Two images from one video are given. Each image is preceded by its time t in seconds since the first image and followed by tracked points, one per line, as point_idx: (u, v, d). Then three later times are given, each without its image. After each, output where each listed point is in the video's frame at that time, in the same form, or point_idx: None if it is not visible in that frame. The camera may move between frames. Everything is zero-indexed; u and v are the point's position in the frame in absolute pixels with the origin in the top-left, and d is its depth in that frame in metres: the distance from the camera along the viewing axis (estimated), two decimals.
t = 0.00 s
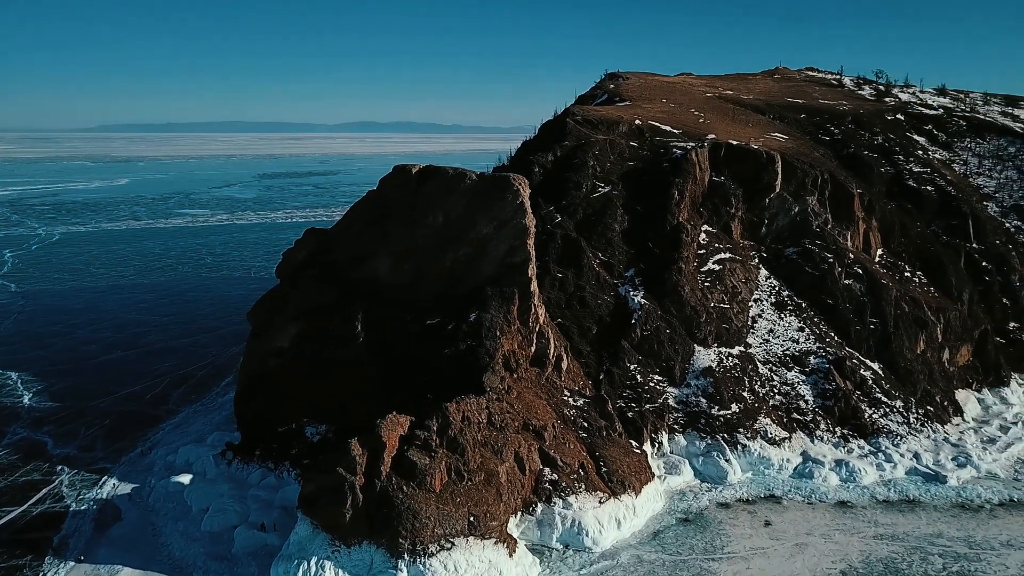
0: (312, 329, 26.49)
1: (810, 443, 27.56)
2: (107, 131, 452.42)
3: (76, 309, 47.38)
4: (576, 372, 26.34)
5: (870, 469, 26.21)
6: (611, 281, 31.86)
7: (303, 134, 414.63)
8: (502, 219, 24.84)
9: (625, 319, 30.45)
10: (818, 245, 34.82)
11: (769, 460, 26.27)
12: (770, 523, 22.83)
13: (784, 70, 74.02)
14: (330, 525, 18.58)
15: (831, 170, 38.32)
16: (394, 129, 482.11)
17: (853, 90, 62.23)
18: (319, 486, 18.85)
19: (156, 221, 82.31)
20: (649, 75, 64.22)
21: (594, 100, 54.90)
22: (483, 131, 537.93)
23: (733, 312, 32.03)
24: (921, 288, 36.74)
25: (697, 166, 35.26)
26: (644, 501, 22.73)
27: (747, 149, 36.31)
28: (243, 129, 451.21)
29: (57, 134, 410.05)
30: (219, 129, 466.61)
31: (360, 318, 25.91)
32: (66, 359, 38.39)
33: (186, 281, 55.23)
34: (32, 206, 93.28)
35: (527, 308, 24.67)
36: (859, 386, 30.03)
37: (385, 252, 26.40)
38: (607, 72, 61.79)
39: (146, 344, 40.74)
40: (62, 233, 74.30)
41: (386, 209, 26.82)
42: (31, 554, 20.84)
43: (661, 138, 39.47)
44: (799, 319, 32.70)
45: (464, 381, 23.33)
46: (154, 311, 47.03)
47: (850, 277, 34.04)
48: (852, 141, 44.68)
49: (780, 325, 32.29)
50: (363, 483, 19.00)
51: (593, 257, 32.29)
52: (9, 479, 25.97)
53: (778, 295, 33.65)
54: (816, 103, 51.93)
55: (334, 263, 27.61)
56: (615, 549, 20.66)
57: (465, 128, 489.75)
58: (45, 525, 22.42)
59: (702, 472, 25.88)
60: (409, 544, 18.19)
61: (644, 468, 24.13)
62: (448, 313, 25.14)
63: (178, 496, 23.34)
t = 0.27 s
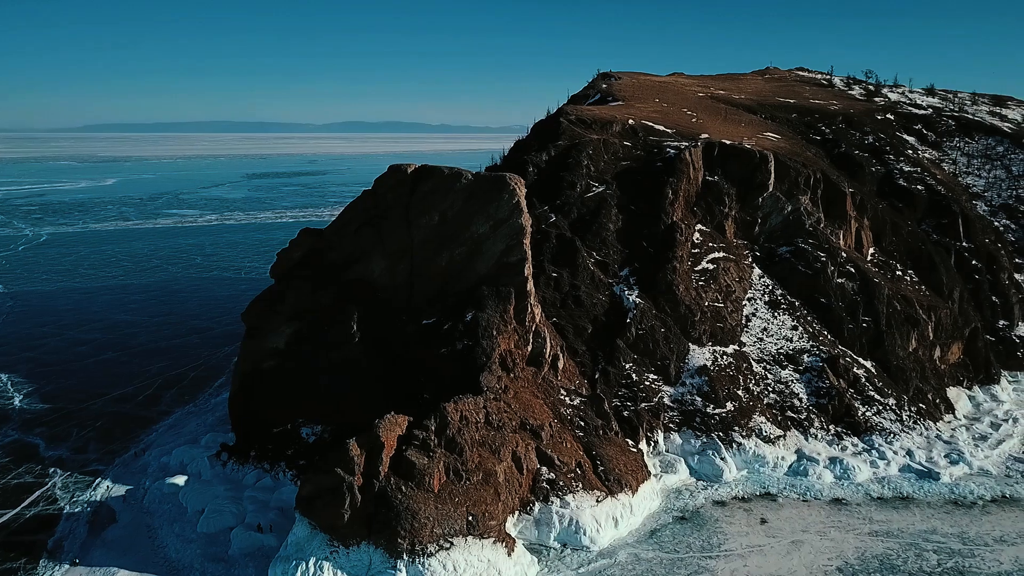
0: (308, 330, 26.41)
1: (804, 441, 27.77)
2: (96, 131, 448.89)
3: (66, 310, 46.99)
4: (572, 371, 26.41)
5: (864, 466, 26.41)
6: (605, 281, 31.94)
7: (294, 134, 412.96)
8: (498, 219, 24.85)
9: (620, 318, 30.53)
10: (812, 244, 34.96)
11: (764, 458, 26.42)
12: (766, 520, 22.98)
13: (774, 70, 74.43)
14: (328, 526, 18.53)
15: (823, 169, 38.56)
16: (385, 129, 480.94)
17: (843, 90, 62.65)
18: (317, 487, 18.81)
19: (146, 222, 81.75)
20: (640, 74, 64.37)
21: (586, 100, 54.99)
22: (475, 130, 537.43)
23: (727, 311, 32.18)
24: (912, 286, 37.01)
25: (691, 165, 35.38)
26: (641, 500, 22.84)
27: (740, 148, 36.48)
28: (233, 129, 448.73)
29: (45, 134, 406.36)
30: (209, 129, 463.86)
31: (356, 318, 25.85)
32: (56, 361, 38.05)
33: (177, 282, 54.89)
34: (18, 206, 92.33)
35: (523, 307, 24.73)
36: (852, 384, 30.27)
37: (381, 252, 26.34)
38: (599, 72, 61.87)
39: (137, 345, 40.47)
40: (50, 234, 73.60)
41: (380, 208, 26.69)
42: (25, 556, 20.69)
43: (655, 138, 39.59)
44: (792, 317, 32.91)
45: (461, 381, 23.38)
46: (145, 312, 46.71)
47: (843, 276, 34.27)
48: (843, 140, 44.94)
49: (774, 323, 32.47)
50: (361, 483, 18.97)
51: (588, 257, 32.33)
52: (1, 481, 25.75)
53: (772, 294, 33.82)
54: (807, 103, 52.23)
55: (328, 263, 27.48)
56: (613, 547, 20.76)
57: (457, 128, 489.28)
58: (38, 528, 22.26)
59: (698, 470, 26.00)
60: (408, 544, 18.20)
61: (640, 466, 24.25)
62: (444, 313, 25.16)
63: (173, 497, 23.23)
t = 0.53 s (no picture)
0: (303, 330, 26.30)
1: (798, 439, 27.97)
2: (83, 130, 444.73)
3: (55, 312, 46.53)
4: (567, 370, 26.48)
5: (858, 463, 26.63)
6: (600, 280, 32.00)
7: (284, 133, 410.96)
8: (495, 219, 24.87)
9: (615, 317, 30.62)
10: (804, 243, 35.20)
11: (759, 456, 26.60)
12: (762, 518, 23.13)
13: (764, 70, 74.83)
14: (327, 526, 18.49)
15: (815, 168, 38.81)
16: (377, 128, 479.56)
17: (833, 90, 63.06)
18: (316, 488, 18.77)
19: (134, 222, 81.04)
20: (632, 74, 64.49)
21: (579, 99, 55.03)
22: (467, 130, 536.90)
23: (721, 309, 32.34)
24: (903, 284, 37.33)
25: (684, 164, 35.50)
26: (638, 498, 22.96)
27: (733, 148, 36.64)
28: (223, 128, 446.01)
29: (32, 133, 401.91)
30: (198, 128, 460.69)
31: (352, 318, 25.77)
32: (45, 362, 37.66)
33: (167, 282, 54.49)
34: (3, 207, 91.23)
35: (520, 307, 24.78)
36: (845, 382, 30.51)
37: (376, 252, 26.25)
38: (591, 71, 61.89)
39: (127, 346, 40.14)
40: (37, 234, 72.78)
41: (375, 207, 26.59)
42: (19, 560, 20.52)
43: (648, 137, 39.71)
44: (786, 316, 33.12)
45: (458, 380, 23.40)
46: (135, 313, 46.32)
47: (835, 275, 34.53)
48: (833, 139, 45.21)
49: (768, 322, 32.67)
50: (360, 483, 18.95)
51: (583, 256, 32.37)
52: None
53: (765, 293, 34.01)
54: (799, 103, 52.54)
55: (323, 263, 27.34)
56: (611, 546, 20.85)
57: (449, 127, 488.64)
58: (32, 531, 22.07)
59: (693, 468, 26.13)
60: (408, 544, 18.19)
61: (637, 465, 24.37)
62: (440, 312, 25.16)
63: (168, 499, 23.11)
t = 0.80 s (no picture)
0: (300, 330, 26.22)
1: (794, 437, 28.14)
2: (73, 129, 441.39)
3: (46, 313, 46.18)
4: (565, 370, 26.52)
5: (854, 461, 26.82)
6: (596, 279, 32.07)
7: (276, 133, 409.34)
8: (493, 218, 24.92)
9: (612, 316, 30.69)
10: (799, 242, 35.40)
11: (756, 455, 26.73)
12: (760, 515, 23.26)
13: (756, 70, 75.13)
14: (327, 527, 18.46)
15: (809, 168, 39.02)
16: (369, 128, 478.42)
17: (825, 90, 63.37)
18: (316, 488, 18.74)
19: (125, 222, 80.51)
20: (625, 74, 64.59)
21: (573, 99, 55.09)
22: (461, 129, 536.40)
23: (717, 308, 32.47)
24: (897, 283, 37.56)
25: (679, 164, 35.61)
26: (636, 496, 23.05)
27: (728, 147, 36.80)
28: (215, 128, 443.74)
29: (20, 133, 398.84)
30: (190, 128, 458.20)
31: (349, 318, 25.72)
32: (36, 364, 37.37)
33: (160, 283, 54.19)
34: None
35: (518, 306, 24.84)
36: (840, 380, 30.71)
37: (373, 252, 26.21)
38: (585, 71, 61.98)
39: (120, 347, 39.89)
40: (27, 235, 72.20)
41: (372, 207, 26.55)
42: (16, 562, 20.39)
43: (643, 137, 39.82)
44: (781, 315, 33.29)
45: (457, 380, 23.42)
46: (128, 314, 46.03)
47: (829, 274, 34.75)
48: (826, 139, 45.47)
49: (763, 321, 32.82)
50: (360, 484, 18.95)
51: (579, 255, 32.41)
52: None
53: (760, 291, 34.15)
54: (792, 103, 52.80)
55: (319, 263, 27.26)
56: (610, 544, 20.92)
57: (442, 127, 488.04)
58: (28, 533, 21.94)
59: (691, 467, 26.24)
60: (408, 544, 18.18)
61: (635, 464, 24.47)
62: (438, 312, 25.16)
63: (165, 500, 23.01)
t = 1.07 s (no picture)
0: (297, 330, 26.12)
1: (791, 435, 28.27)
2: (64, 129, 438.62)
3: (39, 314, 45.88)
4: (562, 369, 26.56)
5: (850, 459, 26.98)
6: (593, 279, 32.11)
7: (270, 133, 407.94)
8: (491, 218, 24.94)
9: (609, 315, 30.75)
10: (794, 242, 35.56)
11: (753, 453, 26.84)
12: (758, 514, 23.37)
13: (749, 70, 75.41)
14: (327, 527, 18.44)
15: (804, 167, 39.18)
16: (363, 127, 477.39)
17: (818, 89, 63.64)
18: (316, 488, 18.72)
19: (117, 223, 80.06)
20: (620, 74, 64.65)
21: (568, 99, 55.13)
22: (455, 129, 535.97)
23: (714, 307, 32.57)
24: (892, 281, 37.75)
25: (676, 163, 35.69)
26: (635, 495, 23.12)
27: (724, 147, 36.90)
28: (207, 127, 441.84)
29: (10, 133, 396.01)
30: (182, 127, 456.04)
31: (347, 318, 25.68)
32: (29, 365, 37.13)
33: (154, 283, 53.93)
34: None
35: (516, 306, 24.91)
36: (836, 378, 30.88)
37: (371, 252, 26.16)
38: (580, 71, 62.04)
39: (114, 348, 39.67)
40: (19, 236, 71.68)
41: (370, 207, 26.49)
42: (13, 564, 20.27)
43: (639, 137, 39.90)
44: (777, 314, 33.42)
45: (456, 379, 23.45)
46: (122, 314, 45.79)
47: (825, 273, 34.93)
48: (820, 139, 45.67)
49: (759, 320, 32.94)
50: (361, 484, 18.94)
51: (576, 254, 32.45)
52: None
53: (756, 290, 34.26)
54: (786, 102, 53.01)
55: (316, 263, 27.16)
56: (610, 543, 20.99)
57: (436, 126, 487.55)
58: (25, 535, 21.81)
59: (688, 465, 26.34)
60: (409, 544, 18.17)
61: (634, 463, 24.54)
62: (436, 312, 25.17)
63: (163, 501, 22.93)
